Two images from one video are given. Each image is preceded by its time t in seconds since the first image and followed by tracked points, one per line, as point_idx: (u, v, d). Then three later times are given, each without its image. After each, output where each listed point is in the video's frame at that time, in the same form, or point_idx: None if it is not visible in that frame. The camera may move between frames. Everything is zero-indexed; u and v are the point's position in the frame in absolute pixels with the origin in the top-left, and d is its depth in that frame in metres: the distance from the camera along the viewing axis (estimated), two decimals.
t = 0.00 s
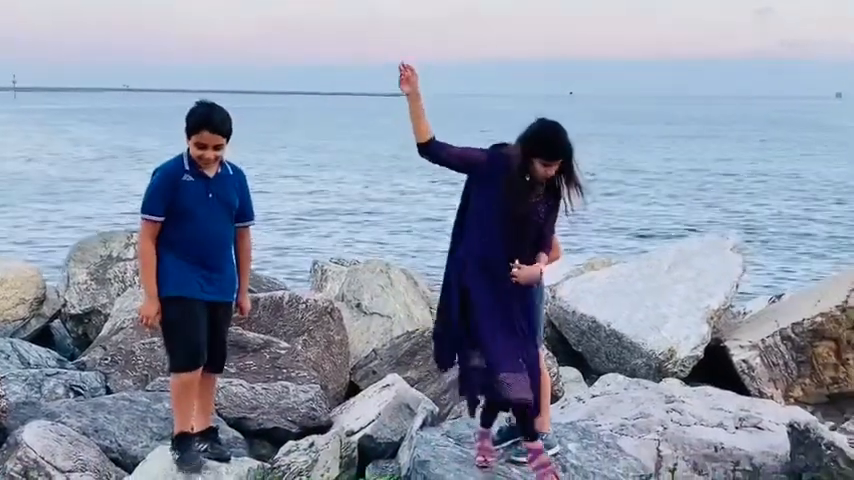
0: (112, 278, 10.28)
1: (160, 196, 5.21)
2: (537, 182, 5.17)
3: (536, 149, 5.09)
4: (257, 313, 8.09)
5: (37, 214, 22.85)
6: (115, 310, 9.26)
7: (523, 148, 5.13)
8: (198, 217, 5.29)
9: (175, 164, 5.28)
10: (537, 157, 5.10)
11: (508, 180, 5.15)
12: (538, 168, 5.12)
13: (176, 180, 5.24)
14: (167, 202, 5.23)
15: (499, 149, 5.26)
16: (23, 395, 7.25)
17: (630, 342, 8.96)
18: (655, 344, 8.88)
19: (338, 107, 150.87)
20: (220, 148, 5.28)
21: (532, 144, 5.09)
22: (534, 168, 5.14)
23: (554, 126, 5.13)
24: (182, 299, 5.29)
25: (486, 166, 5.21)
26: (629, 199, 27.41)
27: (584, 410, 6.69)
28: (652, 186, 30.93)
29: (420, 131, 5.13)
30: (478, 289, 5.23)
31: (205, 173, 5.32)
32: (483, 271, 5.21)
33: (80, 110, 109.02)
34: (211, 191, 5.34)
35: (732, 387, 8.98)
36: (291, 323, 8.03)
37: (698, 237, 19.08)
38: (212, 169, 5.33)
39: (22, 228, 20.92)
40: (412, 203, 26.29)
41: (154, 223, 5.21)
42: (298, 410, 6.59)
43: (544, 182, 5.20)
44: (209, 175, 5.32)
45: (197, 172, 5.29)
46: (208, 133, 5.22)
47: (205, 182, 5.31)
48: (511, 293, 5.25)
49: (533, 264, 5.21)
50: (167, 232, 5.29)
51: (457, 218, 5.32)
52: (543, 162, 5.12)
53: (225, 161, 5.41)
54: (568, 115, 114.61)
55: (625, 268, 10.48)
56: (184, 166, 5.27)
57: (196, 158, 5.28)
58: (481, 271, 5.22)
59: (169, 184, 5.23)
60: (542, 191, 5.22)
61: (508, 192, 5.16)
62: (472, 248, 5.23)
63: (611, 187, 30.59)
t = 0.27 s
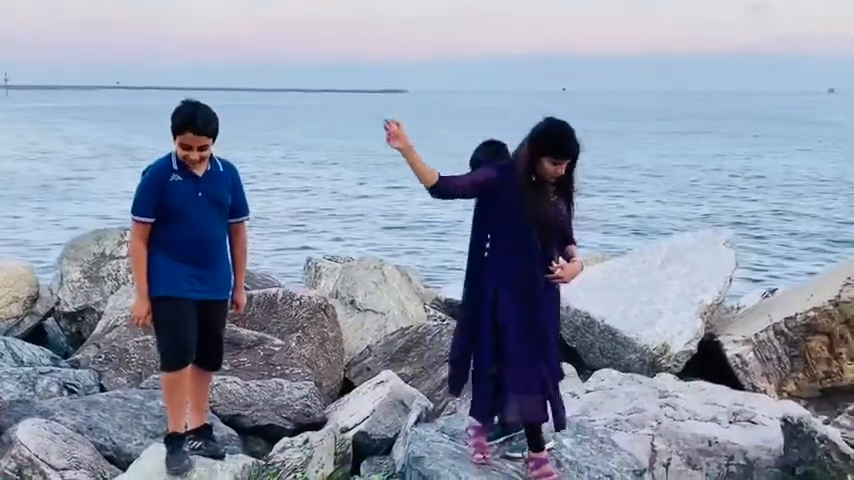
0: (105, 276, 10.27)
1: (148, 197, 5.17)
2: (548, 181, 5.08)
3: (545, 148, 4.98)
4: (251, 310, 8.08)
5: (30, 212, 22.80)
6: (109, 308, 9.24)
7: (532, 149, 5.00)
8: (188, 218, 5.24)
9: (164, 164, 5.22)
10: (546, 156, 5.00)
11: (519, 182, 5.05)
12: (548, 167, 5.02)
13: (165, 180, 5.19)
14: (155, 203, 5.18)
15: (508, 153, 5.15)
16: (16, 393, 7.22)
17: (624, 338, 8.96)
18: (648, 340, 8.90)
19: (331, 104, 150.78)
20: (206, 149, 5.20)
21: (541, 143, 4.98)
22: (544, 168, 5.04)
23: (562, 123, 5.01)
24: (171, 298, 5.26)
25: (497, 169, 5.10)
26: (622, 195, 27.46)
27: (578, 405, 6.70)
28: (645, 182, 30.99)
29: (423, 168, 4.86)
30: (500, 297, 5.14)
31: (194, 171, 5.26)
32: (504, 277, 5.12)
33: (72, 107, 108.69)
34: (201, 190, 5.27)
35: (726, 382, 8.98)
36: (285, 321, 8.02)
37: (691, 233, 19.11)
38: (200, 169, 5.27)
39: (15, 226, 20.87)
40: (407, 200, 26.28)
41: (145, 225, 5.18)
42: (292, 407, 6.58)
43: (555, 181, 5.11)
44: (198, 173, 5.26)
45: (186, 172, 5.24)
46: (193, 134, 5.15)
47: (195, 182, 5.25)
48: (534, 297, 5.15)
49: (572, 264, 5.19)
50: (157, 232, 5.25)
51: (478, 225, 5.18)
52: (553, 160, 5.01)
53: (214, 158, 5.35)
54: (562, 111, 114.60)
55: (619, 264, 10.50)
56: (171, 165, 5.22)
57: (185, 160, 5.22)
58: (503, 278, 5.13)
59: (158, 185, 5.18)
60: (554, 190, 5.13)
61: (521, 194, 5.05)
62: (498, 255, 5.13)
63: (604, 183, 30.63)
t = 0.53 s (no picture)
0: (99, 273, 10.25)
1: (133, 196, 5.17)
2: (570, 181, 5.02)
3: (566, 146, 4.92)
4: (245, 306, 8.07)
5: (21, 210, 22.71)
6: (102, 305, 9.23)
7: (554, 147, 4.96)
8: (174, 217, 5.23)
9: (148, 163, 5.23)
10: (566, 153, 4.94)
11: (542, 181, 4.99)
12: (569, 166, 4.95)
13: (148, 179, 5.19)
14: (143, 201, 5.19)
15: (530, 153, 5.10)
16: (10, 390, 7.21)
17: (618, 331, 8.88)
18: (642, 334, 8.89)
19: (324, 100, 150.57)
20: (187, 145, 5.19)
21: (564, 142, 4.92)
22: (565, 167, 4.98)
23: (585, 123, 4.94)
24: (160, 297, 5.23)
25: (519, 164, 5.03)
26: (615, 190, 27.47)
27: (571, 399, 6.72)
28: (638, 176, 31.01)
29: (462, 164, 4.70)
30: (515, 295, 5.10)
31: (179, 169, 5.25)
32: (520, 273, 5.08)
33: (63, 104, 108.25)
34: (185, 190, 5.25)
35: (720, 375, 8.97)
36: (279, 316, 8.02)
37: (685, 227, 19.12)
38: (186, 167, 5.26)
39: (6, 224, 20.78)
40: (401, 195, 26.27)
41: (132, 224, 5.19)
42: (286, 402, 6.56)
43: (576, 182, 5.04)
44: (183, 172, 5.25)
45: (171, 170, 5.22)
46: (171, 132, 5.14)
47: (180, 180, 5.23)
48: (549, 297, 5.08)
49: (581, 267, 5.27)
50: (146, 230, 5.26)
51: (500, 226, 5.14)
52: (574, 159, 4.95)
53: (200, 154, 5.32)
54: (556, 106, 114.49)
55: (612, 260, 10.52)
56: (156, 163, 5.22)
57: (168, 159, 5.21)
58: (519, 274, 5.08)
59: (142, 185, 5.19)
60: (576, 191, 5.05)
61: (540, 192, 5.00)
62: (516, 255, 5.09)
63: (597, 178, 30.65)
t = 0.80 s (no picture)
0: (92, 270, 10.25)
1: (118, 188, 5.15)
2: (582, 182, 4.98)
3: (579, 146, 4.90)
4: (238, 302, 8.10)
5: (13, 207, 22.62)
6: (95, 302, 9.23)
7: (566, 148, 4.95)
8: (159, 211, 5.18)
9: (133, 155, 5.19)
10: (578, 153, 4.92)
11: (553, 181, 4.98)
12: (580, 167, 4.93)
13: (132, 173, 5.15)
14: (128, 195, 5.16)
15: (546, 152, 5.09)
16: (3, 387, 7.23)
17: (609, 325, 8.93)
18: (634, 326, 8.92)
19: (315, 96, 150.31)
20: (171, 136, 5.10)
21: (576, 142, 4.90)
22: (577, 168, 4.95)
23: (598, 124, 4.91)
24: (147, 292, 5.19)
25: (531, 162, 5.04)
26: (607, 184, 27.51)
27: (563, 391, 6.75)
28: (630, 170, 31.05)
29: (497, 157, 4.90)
30: (515, 292, 5.10)
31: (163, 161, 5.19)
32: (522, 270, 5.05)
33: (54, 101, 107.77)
34: (168, 182, 5.18)
35: (711, 367, 9.01)
36: (273, 312, 8.04)
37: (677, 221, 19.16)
38: (169, 159, 5.20)
39: None
40: (394, 191, 26.26)
41: (119, 217, 5.18)
42: (280, 397, 6.60)
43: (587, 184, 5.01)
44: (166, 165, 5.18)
45: (154, 161, 5.17)
46: (155, 123, 5.06)
47: (163, 174, 5.17)
48: (551, 296, 5.06)
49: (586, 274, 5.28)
50: (134, 224, 5.23)
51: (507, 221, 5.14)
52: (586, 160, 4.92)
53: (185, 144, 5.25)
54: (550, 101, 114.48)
55: (604, 255, 10.57)
56: (140, 155, 5.18)
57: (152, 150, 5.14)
58: (522, 272, 5.06)
59: (126, 178, 5.15)
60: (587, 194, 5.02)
61: (552, 191, 4.99)
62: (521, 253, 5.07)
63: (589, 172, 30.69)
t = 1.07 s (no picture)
0: (83, 265, 10.24)
1: (104, 175, 4.95)
2: (578, 165, 4.90)
3: (574, 129, 4.82)
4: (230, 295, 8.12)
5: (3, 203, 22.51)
6: (86, 297, 9.22)
7: (560, 131, 4.88)
8: (146, 199, 5.00)
9: (120, 143, 4.99)
10: (572, 136, 4.84)
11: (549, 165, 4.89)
12: (575, 149, 4.84)
13: (119, 159, 4.96)
14: (113, 182, 4.96)
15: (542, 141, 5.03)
16: None
17: (601, 316, 8.99)
18: (625, 317, 8.97)
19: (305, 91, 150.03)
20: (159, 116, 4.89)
21: (571, 125, 4.82)
22: (572, 150, 4.87)
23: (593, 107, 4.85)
24: (134, 280, 5.09)
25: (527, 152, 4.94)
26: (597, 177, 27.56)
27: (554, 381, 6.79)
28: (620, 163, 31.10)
29: (496, 215, 4.85)
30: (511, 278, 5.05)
31: (151, 148, 5.00)
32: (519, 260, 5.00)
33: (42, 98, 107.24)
34: (158, 170, 5.00)
35: (702, 358, 9.07)
36: (265, 305, 8.06)
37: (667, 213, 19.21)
38: (157, 146, 5.00)
39: None
40: (387, 185, 26.28)
41: (105, 205, 4.99)
42: (274, 389, 6.63)
43: (584, 167, 4.92)
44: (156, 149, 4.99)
45: (142, 148, 4.97)
46: (139, 104, 4.85)
47: (151, 160, 4.98)
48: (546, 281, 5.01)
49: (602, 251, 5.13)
50: (120, 211, 5.05)
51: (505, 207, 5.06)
52: (580, 142, 4.84)
53: (172, 131, 5.06)
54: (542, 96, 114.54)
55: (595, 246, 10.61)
56: (128, 142, 4.97)
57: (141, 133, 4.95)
58: (518, 262, 5.01)
59: (113, 166, 4.96)
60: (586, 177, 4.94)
61: (547, 176, 4.89)
62: (518, 239, 5.01)
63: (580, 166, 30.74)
